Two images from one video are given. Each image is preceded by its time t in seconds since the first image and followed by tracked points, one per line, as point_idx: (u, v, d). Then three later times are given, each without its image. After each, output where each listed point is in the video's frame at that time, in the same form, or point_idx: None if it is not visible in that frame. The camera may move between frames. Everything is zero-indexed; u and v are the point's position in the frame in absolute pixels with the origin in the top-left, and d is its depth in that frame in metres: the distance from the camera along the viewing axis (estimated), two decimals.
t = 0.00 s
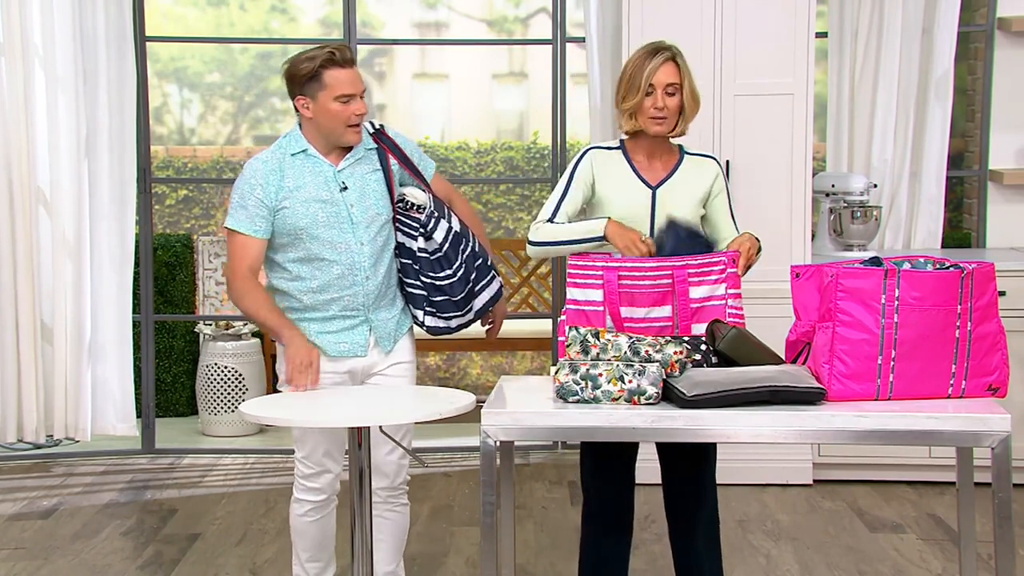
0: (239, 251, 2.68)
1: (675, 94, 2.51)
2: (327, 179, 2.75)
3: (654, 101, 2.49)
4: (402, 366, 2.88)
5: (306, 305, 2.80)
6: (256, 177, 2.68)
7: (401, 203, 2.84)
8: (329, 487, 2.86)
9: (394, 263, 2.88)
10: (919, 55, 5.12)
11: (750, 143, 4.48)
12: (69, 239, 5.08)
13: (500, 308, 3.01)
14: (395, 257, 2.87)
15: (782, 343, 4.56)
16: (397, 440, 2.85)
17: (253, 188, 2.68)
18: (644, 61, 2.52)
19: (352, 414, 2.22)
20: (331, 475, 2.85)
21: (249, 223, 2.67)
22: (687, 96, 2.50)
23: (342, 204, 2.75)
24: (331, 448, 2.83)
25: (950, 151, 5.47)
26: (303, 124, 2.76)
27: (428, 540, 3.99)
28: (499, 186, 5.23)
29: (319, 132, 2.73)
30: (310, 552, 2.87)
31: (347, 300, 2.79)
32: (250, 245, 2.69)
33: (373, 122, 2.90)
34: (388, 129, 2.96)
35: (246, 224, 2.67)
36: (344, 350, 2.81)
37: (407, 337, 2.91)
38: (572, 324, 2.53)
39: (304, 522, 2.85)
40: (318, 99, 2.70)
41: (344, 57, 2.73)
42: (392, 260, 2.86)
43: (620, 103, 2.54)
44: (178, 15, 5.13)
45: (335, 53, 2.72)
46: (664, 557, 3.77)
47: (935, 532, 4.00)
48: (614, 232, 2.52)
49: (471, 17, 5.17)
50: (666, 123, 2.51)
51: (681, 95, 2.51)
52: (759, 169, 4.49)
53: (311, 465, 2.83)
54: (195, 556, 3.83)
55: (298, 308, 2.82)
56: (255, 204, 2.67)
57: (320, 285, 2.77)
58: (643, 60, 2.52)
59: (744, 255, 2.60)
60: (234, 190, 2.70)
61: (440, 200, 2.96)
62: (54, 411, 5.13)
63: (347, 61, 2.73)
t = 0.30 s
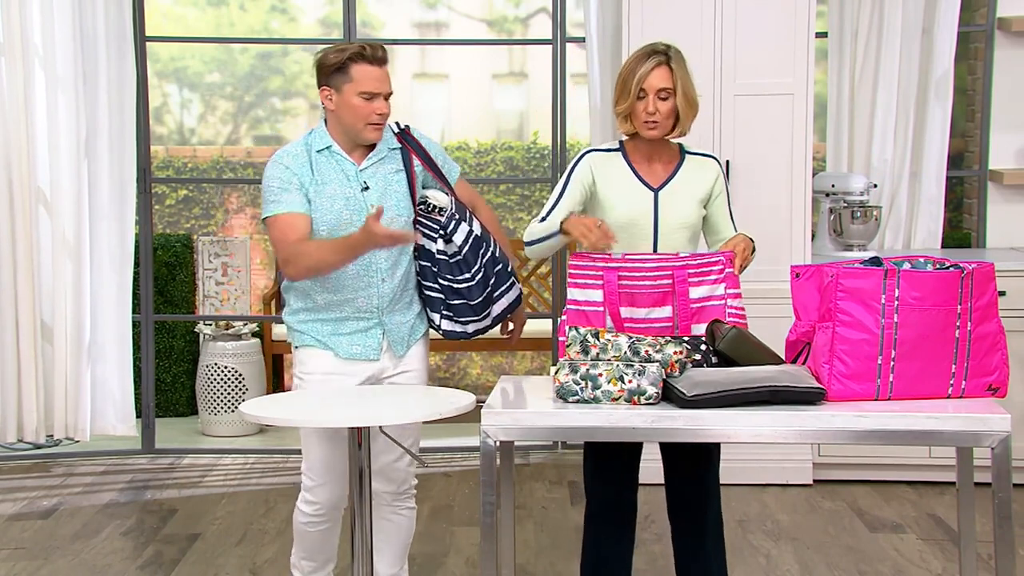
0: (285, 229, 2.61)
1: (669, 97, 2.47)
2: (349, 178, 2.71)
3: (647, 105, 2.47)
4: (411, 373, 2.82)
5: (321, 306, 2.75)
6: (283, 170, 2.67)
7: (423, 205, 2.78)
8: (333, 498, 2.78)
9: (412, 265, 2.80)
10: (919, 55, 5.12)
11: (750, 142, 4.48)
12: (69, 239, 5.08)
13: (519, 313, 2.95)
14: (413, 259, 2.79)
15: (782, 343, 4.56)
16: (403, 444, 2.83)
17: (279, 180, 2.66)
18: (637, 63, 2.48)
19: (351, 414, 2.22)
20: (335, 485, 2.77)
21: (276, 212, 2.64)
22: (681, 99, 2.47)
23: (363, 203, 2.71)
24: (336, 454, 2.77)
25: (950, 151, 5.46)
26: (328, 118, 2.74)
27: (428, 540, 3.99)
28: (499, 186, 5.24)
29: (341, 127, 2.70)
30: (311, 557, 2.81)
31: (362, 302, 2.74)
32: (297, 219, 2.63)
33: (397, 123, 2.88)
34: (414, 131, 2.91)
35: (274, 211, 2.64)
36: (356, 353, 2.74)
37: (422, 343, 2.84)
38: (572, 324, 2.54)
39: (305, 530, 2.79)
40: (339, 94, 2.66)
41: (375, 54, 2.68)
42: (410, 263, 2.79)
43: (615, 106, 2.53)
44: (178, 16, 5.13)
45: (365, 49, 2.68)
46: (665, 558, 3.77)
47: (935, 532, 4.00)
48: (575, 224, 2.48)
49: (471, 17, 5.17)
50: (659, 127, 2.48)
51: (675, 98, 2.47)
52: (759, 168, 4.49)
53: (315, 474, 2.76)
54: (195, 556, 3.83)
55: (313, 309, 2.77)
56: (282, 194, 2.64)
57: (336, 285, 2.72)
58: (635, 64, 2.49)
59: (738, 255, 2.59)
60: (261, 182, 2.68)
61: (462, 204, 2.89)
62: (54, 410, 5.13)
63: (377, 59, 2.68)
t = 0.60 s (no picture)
0: (287, 227, 2.59)
1: (658, 96, 2.47)
2: (362, 178, 2.69)
3: (636, 106, 2.46)
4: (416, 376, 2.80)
5: (328, 304, 2.73)
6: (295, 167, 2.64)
7: (435, 208, 2.78)
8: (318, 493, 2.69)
9: (423, 268, 2.79)
10: (919, 55, 5.12)
11: (750, 142, 4.48)
12: (69, 239, 5.08)
13: (531, 317, 2.95)
14: (425, 261, 2.79)
15: (782, 343, 4.56)
16: (405, 446, 2.81)
17: (290, 177, 2.63)
18: (624, 65, 2.48)
19: (351, 414, 2.22)
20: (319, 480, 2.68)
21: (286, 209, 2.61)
22: (669, 98, 2.47)
23: (374, 204, 2.69)
24: (321, 451, 2.67)
25: (950, 151, 5.46)
26: (344, 117, 2.70)
27: (428, 540, 3.99)
28: (499, 186, 5.24)
29: (358, 127, 2.67)
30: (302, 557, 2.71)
31: (370, 302, 2.72)
32: (300, 218, 2.60)
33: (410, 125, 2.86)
34: (428, 132, 2.90)
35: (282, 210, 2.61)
36: (363, 352, 2.72)
37: (429, 345, 2.83)
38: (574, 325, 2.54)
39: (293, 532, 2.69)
40: (359, 96, 2.63)
41: (393, 54, 2.64)
42: (420, 265, 2.78)
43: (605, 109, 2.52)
44: (178, 16, 5.13)
45: (387, 51, 2.64)
46: (665, 557, 3.76)
47: (935, 532, 4.00)
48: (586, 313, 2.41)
49: (471, 17, 5.16)
50: (652, 128, 2.47)
51: (665, 96, 2.47)
52: (759, 168, 4.49)
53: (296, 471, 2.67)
54: (195, 556, 3.83)
55: (319, 307, 2.75)
56: (292, 190, 2.61)
57: (345, 284, 2.70)
58: (621, 66, 2.48)
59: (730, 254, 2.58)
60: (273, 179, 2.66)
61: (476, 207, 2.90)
62: (54, 410, 5.13)
63: (399, 62, 2.64)
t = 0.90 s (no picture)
0: (276, 248, 2.60)
1: (659, 96, 2.46)
2: (365, 182, 2.67)
3: (639, 106, 2.46)
4: (416, 378, 2.80)
5: (329, 309, 2.71)
6: (297, 173, 2.61)
7: (437, 211, 2.80)
8: (307, 495, 2.68)
9: (425, 271, 2.80)
10: (919, 55, 5.12)
11: (750, 142, 4.48)
12: (69, 239, 5.08)
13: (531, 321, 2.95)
14: (427, 265, 2.80)
15: (782, 343, 4.56)
16: (405, 446, 2.81)
17: (293, 182, 2.60)
18: (624, 66, 2.47)
19: (352, 416, 2.22)
20: (307, 481, 2.67)
21: (284, 218, 2.59)
22: (670, 98, 2.46)
23: (378, 209, 2.67)
24: (314, 450, 2.66)
25: (950, 151, 5.46)
26: (346, 119, 2.68)
27: (428, 540, 3.99)
28: (499, 186, 5.24)
29: (361, 130, 2.65)
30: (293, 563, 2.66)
31: (373, 307, 2.71)
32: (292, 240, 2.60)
33: (414, 126, 2.86)
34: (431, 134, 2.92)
35: (282, 220, 2.59)
36: (365, 357, 2.72)
37: (430, 347, 2.83)
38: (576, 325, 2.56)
39: (281, 537, 2.66)
40: (362, 97, 2.62)
41: (393, 54, 2.64)
42: (422, 268, 2.78)
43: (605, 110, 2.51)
44: (178, 16, 5.13)
45: (386, 50, 2.64)
46: (665, 558, 3.77)
47: (935, 532, 4.00)
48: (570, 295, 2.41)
49: (471, 17, 5.16)
50: (653, 127, 2.47)
51: (665, 97, 2.46)
52: (759, 168, 4.49)
53: (285, 470, 2.67)
54: (195, 556, 3.83)
55: (320, 312, 2.73)
56: (294, 197, 2.59)
57: (347, 290, 2.69)
58: (622, 66, 2.48)
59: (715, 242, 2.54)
60: (272, 183, 2.62)
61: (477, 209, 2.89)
62: (54, 410, 5.13)
63: (400, 60, 2.64)
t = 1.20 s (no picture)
0: (273, 247, 2.60)
1: (664, 92, 2.46)
2: (365, 182, 2.67)
3: (643, 101, 2.45)
4: (416, 379, 2.80)
5: (328, 309, 2.71)
6: (295, 172, 2.61)
7: (436, 210, 2.78)
8: (304, 494, 2.68)
9: (424, 271, 2.80)
10: (919, 55, 5.12)
11: (750, 142, 4.48)
12: (69, 239, 5.08)
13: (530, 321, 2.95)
14: (426, 265, 2.80)
15: (782, 342, 4.56)
16: (404, 446, 2.81)
17: (292, 181, 2.60)
18: (629, 62, 2.47)
19: (353, 416, 2.22)
20: (304, 479, 2.67)
21: (281, 217, 2.59)
22: (676, 94, 2.46)
23: (377, 209, 2.67)
24: (311, 448, 2.66)
25: (950, 151, 5.45)
26: (346, 120, 2.68)
27: (428, 540, 3.99)
28: (499, 186, 5.24)
29: (362, 131, 2.65)
30: (291, 563, 2.66)
31: (372, 307, 2.71)
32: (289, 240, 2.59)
33: (413, 125, 2.86)
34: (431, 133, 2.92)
35: (280, 219, 2.59)
36: (364, 358, 2.72)
37: (429, 346, 2.83)
38: (573, 324, 2.55)
39: (279, 537, 2.65)
40: (363, 98, 2.62)
41: (392, 55, 2.65)
42: (421, 268, 2.78)
43: (608, 105, 2.50)
44: (178, 16, 5.13)
45: (385, 50, 2.64)
46: (665, 558, 3.76)
47: (935, 532, 4.00)
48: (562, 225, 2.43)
49: (471, 17, 5.16)
50: (655, 123, 2.47)
51: (670, 93, 2.46)
52: (759, 168, 4.48)
53: (280, 470, 2.68)
54: (195, 556, 3.83)
55: (319, 312, 2.73)
56: (293, 196, 2.59)
57: (346, 290, 2.69)
58: (627, 62, 2.47)
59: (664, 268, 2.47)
60: (270, 182, 2.62)
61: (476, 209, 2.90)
62: (54, 410, 5.13)
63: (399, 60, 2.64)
